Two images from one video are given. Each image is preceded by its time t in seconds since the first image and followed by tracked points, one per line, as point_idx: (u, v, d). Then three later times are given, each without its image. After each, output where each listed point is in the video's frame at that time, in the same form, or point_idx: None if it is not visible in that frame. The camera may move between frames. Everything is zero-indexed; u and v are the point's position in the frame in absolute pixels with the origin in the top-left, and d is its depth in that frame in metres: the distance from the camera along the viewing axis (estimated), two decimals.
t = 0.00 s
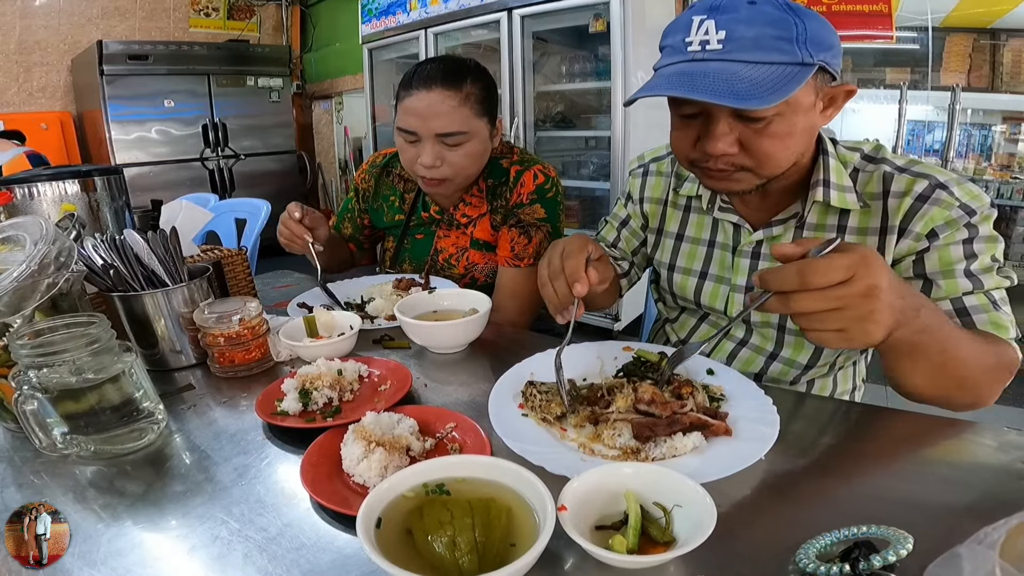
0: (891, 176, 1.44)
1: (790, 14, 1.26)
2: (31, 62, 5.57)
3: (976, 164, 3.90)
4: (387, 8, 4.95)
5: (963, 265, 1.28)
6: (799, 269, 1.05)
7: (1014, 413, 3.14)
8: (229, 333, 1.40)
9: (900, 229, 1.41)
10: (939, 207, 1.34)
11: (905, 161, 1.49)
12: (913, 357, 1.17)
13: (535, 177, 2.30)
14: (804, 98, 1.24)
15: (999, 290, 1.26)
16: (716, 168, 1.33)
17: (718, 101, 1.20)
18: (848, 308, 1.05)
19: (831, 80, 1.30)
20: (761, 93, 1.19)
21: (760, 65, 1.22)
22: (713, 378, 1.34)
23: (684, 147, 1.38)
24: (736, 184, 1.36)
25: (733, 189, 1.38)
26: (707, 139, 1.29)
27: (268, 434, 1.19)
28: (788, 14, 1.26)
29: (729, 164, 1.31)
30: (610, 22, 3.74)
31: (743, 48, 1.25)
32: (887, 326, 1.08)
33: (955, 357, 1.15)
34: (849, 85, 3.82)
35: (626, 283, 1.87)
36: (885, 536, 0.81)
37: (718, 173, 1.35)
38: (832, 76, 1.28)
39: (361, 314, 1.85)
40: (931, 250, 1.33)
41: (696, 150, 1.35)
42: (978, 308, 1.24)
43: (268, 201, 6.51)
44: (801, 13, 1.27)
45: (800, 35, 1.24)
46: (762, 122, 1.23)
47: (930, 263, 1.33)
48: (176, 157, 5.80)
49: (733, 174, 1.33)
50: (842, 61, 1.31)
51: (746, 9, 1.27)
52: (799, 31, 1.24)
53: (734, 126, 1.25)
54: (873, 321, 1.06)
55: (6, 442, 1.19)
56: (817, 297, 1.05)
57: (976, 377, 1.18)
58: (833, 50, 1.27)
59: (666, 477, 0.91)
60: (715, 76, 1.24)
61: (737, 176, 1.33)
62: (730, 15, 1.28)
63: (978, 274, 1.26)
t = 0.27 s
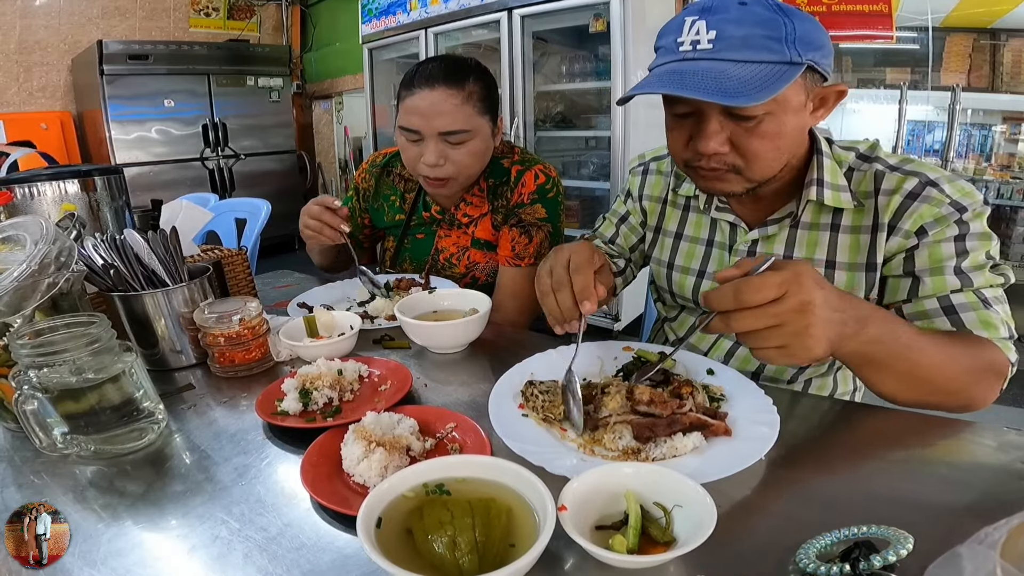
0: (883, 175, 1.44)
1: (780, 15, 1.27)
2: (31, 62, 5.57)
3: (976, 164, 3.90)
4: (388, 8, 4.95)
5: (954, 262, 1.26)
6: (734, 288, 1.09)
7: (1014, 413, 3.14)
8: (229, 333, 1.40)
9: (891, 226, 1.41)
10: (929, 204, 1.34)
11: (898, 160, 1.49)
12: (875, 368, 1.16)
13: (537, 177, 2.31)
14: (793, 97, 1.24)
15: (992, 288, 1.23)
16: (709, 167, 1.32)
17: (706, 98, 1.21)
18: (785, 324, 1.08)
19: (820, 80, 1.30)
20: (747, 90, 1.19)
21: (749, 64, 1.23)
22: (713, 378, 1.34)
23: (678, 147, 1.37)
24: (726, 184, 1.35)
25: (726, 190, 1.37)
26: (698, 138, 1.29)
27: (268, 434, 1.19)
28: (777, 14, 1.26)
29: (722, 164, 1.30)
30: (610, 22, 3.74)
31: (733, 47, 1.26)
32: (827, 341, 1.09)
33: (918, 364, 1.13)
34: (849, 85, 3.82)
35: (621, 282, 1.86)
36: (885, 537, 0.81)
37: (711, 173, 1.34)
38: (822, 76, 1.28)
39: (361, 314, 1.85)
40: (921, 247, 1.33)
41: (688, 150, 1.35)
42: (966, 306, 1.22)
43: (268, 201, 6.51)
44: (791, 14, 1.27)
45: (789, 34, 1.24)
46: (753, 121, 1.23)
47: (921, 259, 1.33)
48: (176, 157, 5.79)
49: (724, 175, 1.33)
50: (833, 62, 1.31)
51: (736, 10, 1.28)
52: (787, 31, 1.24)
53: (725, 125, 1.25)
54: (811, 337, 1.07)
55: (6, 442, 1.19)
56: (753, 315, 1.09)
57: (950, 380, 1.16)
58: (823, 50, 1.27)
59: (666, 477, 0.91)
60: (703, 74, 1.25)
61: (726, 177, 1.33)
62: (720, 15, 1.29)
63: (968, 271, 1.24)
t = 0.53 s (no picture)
0: (879, 171, 1.45)
1: (784, 12, 1.28)
2: (31, 62, 5.57)
3: (976, 164, 3.90)
4: (387, 8, 4.95)
5: (949, 253, 1.26)
6: (708, 271, 1.10)
7: (1014, 413, 3.14)
8: (229, 333, 1.40)
9: (887, 221, 1.41)
10: (924, 198, 1.35)
11: (894, 156, 1.49)
12: (867, 357, 1.15)
13: (537, 177, 2.31)
14: (797, 94, 1.24)
15: (988, 282, 1.22)
16: (709, 161, 1.32)
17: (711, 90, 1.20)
18: (764, 307, 1.08)
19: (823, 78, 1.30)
20: (753, 83, 1.19)
21: (754, 58, 1.22)
22: (713, 378, 1.34)
23: (678, 142, 1.37)
24: (725, 181, 1.35)
25: (725, 187, 1.37)
26: (700, 133, 1.29)
27: (268, 434, 1.19)
28: (781, 12, 1.27)
29: (720, 160, 1.30)
30: (610, 22, 3.74)
31: (738, 42, 1.26)
32: (807, 325, 1.08)
33: (909, 355, 1.12)
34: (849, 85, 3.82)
35: (617, 282, 1.85)
36: (885, 536, 0.81)
37: (710, 168, 1.33)
38: (825, 74, 1.29)
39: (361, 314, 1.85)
40: (917, 240, 1.33)
41: (689, 144, 1.35)
42: (961, 297, 1.21)
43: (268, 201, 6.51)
44: (795, 12, 1.28)
45: (794, 30, 1.24)
46: (756, 116, 1.23)
47: (917, 252, 1.33)
48: (176, 157, 5.79)
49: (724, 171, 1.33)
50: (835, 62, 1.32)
51: (742, 6, 1.28)
52: (792, 27, 1.25)
53: (728, 120, 1.25)
54: (790, 320, 1.07)
55: (6, 442, 1.19)
56: (729, 298, 1.10)
57: (944, 373, 1.14)
58: (827, 48, 1.27)
59: (666, 477, 0.90)
60: (708, 66, 1.24)
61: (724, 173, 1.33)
62: (726, 11, 1.29)
63: (962, 262, 1.24)
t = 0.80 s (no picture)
0: (881, 171, 1.45)
1: (781, 12, 1.27)
2: (31, 62, 5.57)
3: (976, 164, 3.90)
4: (388, 9, 4.95)
5: (952, 252, 1.27)
6: (738, 224, 1.05)
7: (1013, 413, 3.14)
8: (229, 333, 1.40)
9: (890, 221, 1.42)
10: (928, 198, 1.35)
11: (897, 156, 1.49)
12: (887, 337, 1.14)
13: (537, 178, 2.30)
14: (793, 96, 1.24)
15: (993, 280, 1.23)
16: (707, 164, 1.33)
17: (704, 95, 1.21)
18: (795, 265, 1.05)
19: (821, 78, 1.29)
20: (747, 87, 1.19)
21: (748, 62, 1.23)
22: (713, 378, 1.34)
23: (676, 144, 1.38)
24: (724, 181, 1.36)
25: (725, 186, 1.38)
26: (697, 135, 1.29)
27: (268, 434, 1.19)
28: (778, 11, 1.26)
29: (719, 161, 1.31)
30: (610, 22, 3.74)
31: (733, 44, 1.26)
32: (839, 289, 1.05)
33: (931, 338, 1.11)
34: (849, 85, 3.82)
35: (626, 283, 1.87)
36: (885, 537, 0.81)
37: (709, 169, 1.34)
38: (823, 75, 1.28)
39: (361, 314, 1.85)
40: (921, 239, 1.33)
41: (687, 146, 1.35)
42: (968, 295, 1.21)
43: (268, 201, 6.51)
44: (792, 12, 1.28)
45: (790, 32, 1.24)
46: (751, 119, 1.23)
47: (920, 250, 1.33)
48: (176, 157, 5.79)
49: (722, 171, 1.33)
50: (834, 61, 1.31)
51: (737, 7, 1.28)
52: (788, 28, 1.24)
53: (724, 123, 1.25)
54: (822, 282, 1.03)
55: (6, 442, 1.19)
56: (761, 251, 1.05)
57: (958, 362, 1.14)
58: (824, 48, 1.27)
59: (666, 477, 0.91)
60: (702, 70, 1.25)
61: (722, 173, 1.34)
62: (722, 12, 1.29)
63: (967, 261, 1.24)
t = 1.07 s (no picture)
0: (886, 174, 1.44)
1: (784, 15, 1.26)
2: (31, 61, 5.57)
3: (976, 164, 3.90)
4: (387, 8, 4.95)
5: (955, 259, 1.26)
6: (709, 276, 1.10)
7: (1013, 413, 3.14)
8: (229, 333, 1.40)
9: (892, 226, 1.41)
10: (932, 203, 1.34)
11: (902, 159, 1.49)
12: (879, 358, 1.15)
13: (536, 178, 2.30)
14: (797, 100, 1.23)
15: (994, 288, 1.23)
16: (709, 168, 1.33)
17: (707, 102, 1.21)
18: (772, 309, 1.06)
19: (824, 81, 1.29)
20: (750, 95, 1.19)
21: (751, 66, 1.22)
22: (713, 378, 1.34)
23: (681, 148, 1.38)
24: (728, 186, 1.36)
25: (725, 190, 1.38)
26: (699, 141, 1.29)
27: (268, 434, 1.19)
28: (781, 15, 1.25)
29: (722, 166, 1.31)
30: (610, 22, 3.74)
31: (735, 49, 1.25)
32: (819, 325, 1.06)
33: (921, 356, 1.12)
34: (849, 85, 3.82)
35: (628, 278, 1.90)
36: (886, 537, 0.81)
37: (711, 174, 1.34)
38: (827, 77, 1.28)
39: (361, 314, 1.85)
40: (923, 245, 1.33)
41: (690, 151, 1.35)
42: (968, 303, 1.22)
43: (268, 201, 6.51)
44: (795, 15, 1.27)
45: (794, 36, 1.23)
46: (755, 124, 1.23)
47: (922, 257, 1.33)
48: (176, 157, 5.79)
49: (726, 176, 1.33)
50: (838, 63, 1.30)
51: (740, 10, 1.27)
52: (791, 33, 1.24)
53: (727, 128, 1.25)
54: (800, 321, 1.05)
55: (6, 442, 1.19)
56: (734, 301, 1.08)
57: (952, 375, 1.14)
58: (827, 51, 1.26)
59: (666, 477, 0.91)
60: (704, 77, 1.24)
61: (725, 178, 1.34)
62: (725, 16, 1.28)
63: (969, 269, 1.24)
